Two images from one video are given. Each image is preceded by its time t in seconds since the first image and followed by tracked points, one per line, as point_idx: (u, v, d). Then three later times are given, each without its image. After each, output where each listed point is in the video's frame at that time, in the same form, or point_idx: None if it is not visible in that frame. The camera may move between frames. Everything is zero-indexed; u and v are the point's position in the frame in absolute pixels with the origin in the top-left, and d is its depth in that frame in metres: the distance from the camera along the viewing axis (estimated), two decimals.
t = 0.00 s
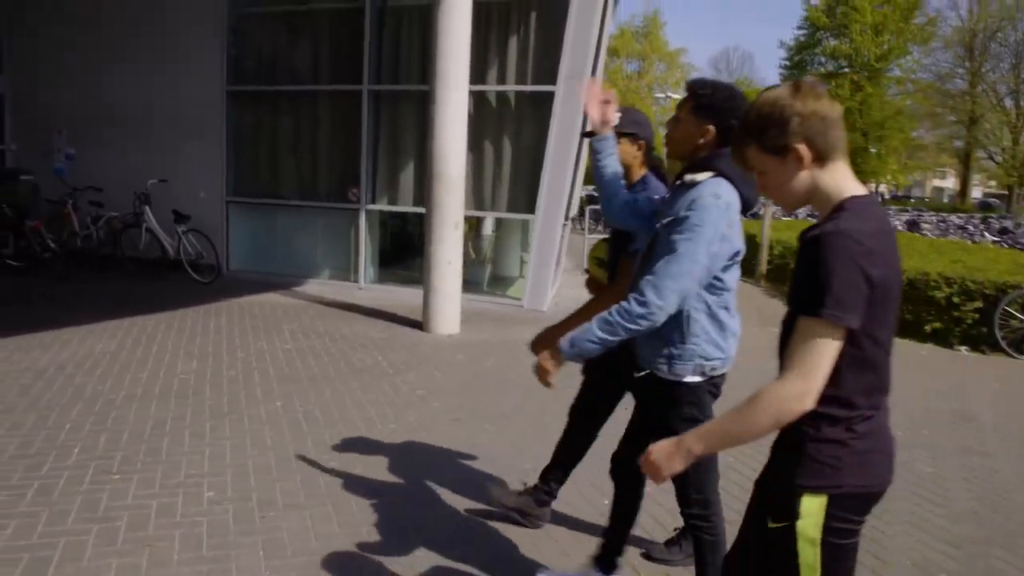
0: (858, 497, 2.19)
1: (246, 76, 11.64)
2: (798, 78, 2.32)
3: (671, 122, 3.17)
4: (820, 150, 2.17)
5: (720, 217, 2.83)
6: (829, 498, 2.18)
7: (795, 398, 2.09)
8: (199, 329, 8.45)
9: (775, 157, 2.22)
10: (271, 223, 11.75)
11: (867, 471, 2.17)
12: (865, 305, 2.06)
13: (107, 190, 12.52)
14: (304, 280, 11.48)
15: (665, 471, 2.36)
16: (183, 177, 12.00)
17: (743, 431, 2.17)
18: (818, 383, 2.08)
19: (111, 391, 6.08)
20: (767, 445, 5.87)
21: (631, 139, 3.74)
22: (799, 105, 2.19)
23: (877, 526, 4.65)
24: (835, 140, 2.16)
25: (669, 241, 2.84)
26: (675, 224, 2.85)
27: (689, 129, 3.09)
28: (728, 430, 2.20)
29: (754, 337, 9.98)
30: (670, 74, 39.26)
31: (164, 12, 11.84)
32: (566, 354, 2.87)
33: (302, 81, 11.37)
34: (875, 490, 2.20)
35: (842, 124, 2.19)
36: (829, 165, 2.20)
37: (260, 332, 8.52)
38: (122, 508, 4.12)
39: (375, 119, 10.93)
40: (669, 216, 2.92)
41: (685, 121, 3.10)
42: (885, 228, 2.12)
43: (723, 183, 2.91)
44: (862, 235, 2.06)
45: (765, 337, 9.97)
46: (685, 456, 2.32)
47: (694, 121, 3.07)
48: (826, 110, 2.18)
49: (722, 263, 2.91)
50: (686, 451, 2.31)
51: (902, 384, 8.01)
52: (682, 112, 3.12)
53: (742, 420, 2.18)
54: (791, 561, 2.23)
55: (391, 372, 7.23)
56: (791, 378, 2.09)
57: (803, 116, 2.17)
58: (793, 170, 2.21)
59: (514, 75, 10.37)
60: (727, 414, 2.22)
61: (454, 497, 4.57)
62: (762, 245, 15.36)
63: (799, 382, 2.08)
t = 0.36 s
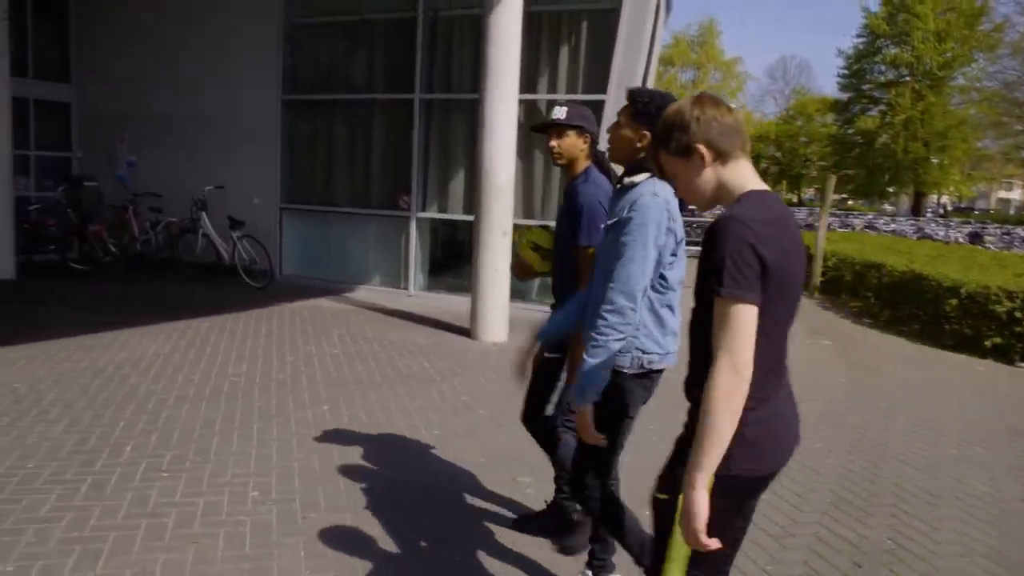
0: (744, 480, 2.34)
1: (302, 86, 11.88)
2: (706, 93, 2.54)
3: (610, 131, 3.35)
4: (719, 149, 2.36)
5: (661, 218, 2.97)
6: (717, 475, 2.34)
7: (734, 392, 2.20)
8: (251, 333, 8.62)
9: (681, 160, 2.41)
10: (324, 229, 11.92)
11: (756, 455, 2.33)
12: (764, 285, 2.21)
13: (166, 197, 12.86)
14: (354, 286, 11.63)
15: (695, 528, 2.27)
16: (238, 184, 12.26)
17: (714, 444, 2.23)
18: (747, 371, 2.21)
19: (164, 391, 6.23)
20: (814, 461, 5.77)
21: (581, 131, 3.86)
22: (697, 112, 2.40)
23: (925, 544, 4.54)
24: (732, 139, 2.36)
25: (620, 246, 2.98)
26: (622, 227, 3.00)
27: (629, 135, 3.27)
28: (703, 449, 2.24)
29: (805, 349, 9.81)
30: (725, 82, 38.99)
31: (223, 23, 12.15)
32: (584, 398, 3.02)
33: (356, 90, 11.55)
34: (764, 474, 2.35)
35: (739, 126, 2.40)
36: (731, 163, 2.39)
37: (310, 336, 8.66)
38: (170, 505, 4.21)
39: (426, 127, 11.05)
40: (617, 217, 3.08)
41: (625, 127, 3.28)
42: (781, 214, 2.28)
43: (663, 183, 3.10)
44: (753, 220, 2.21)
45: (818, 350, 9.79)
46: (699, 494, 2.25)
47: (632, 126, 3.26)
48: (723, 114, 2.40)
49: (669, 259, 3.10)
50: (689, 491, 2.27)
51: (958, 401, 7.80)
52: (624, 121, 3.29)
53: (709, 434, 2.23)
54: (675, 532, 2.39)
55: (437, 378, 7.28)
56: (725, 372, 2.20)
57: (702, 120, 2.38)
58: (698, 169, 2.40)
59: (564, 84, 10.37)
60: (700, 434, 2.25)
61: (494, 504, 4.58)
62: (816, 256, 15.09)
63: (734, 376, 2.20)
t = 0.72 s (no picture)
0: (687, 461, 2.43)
1: (354, 95, 12.06)
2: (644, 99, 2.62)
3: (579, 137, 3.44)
4: (663, 153, 2.45)
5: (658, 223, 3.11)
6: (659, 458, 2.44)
7: (700, 385, 2.26)
8: (304, 338, 8.78)
9: (627, 164, 2.49)
10: (376, 237, 12.08)
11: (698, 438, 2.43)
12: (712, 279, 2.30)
13: (223, 206, 13.17)
14: (406, 293, 11.77)
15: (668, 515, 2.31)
16: (292, 193, 12.51)
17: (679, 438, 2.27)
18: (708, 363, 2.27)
19: (219, 395, 6.39)
20: (866, 470, 5.69)
21: (551, 144, 3.83)
22: (641, 118, 2.48)
23: (983, 557, 4.45)
24: (674, 143, 2.45)
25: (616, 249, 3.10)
26: (614, 231, 3.11)
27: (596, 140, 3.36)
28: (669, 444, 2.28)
29: (859, 356, 9.65)
30: (779, 87, 38.52)
31: (278, 36, 12.43)
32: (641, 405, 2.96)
33: (407, 99, 11.69)
34: (711, 461, 2.44)
35: (681, 128, 2.48)
36: (674, 165, 2.47)
37: (362, 342, 8.78)
38: (224, 506, 4.32)
39: (476, 135, 11.13)
40: (604, 225, 3.17)
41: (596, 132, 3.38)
42: (725, 211, 2.39)
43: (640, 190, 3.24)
44: (694, 218, 2.31)
45: (873, 358, 9.59)
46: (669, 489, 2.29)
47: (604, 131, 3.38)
48: (664, 118, 2.48)
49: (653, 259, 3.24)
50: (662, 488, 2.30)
51: (1020, 411, 7.58)
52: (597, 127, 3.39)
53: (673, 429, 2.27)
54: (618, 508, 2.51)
55: (485, 384, 7.33)
56: (687, 367, 2.25)
57: (644, 126, 2.46)
58: (643, 172, 2.48)
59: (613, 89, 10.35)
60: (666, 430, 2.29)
61: (541, 508, 4.61)
62: (872, 262, 14.80)
63: (694, 369, 2.25)
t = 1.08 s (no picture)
0: (677, 451, 2.53)
1: (395, 101, 12.14)
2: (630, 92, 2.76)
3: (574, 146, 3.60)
4: (635, 149, 2.61)
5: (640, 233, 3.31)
6: (650, 453, 2.53)
7: (614, 380, 2.41)
8: (345, 342, 8.87)
9: (601, 157, 2.66)
10: (416, 241, 12.15)
11: (684, 427, 2.53)
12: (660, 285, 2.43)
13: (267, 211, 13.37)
14: (445, 298, 11.84)
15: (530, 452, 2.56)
16: (335, 199, 12.65)
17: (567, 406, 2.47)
18: (630, 362, 2.40)
19: (261, 398, 6.47)
20: (912, 481, 5.58)
21: (518, 141, 3.97)
22: (616, 113, 2.64)
23: None
24: (647, 141, 2.61)
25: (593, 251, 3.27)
26: (594, 234, 3.30)
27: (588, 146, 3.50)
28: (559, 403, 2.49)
29: (903, 365, 9.48)
30: (823, 91, 38.04)
31: (322, 43, 12.60)
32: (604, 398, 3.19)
33: (449, 105, 11.74)
34: (695, 449, 2.56)
35: (656, 126, 2.64)
36: (646, 163, 2.64)
37: (402, 346, 8.84)
38: (265, 507, 4.37)
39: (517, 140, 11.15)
40: (587, 228, 3.35)
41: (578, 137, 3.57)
42: (692, 216, 2.51)
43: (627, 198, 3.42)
44: (655, 223, 2.44)
45: (920, 367, 9.40)
46: (544, 433, 2.54)
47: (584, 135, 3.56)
48: (639, 115, 2.64)
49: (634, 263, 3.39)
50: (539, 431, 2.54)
51: None
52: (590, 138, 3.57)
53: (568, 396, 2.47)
54: (625, 508, 2.58)
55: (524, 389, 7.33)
56: (608, 360, 2.41)
57: (619, 121, 2.62)
58: (614, 165, 2.65)
59: (655, 94, 10.29)
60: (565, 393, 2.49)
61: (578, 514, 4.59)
62: (919, 269, 14.52)
63: (612, 365, 2.40)
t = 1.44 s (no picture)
0: (688, 443, 2.51)
1: (422, 104, 12.18)
2: (627, 97, 2.75)
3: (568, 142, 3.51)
4: (635, 154, 2.59)
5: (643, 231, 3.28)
6: (662, 446, 2.51)
7: (636, 380, 2.37)
8: (371, 345, 8.89)
9: (600, 160, 2.63)
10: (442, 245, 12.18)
11: (694, 418, 2.51)
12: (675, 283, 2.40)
13: (294, 214, 13.46)
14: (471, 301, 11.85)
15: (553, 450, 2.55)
16: (361, 202, 12.71)
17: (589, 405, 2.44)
18: (653, 362, 2.36)
19: (289, 401, 6.50)
20: (946, 488, 5.49)
21: (483, 140, 3.95)
22: (617, 118, 2.63)
23: None
24: (647, 146, 2.59)
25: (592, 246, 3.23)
26: (596, 229, 3.26)
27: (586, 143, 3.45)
28: (578, 402, 2.47)
29: (935, 368, 9.35)
30: (852, 92, 37.69)
31: (349, 47, 12.67)
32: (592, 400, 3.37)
33: (475, 108, 11.75)
34: (704, 440, 2.54)
35: (656, 134, 2.63)
36: (646, 168, 2.61)
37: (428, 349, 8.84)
38: (293, 511, 4.38)
39: (543, 144, 11.14)
40: (588, 224, 3.31)
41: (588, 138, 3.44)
42: (696, 217, 2.50)
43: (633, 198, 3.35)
44: (667, 222, 2.42)
45: (953, 371, 9.26)
46: (566, 428, 2.52)
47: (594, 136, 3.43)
48: (640, 121, 2.63)
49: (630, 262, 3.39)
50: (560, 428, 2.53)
51: None
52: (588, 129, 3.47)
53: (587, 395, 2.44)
54: (641, 503, 2.54)
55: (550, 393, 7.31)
56: (630, 359, 2.37)
57: (620, 126, 2.60)
58: (614, 169, 2.62)
59: (682, 96, 10.25)
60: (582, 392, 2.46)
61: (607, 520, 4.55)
62: (950, 272, 14.32)
63: (634, 365, 2.36)
